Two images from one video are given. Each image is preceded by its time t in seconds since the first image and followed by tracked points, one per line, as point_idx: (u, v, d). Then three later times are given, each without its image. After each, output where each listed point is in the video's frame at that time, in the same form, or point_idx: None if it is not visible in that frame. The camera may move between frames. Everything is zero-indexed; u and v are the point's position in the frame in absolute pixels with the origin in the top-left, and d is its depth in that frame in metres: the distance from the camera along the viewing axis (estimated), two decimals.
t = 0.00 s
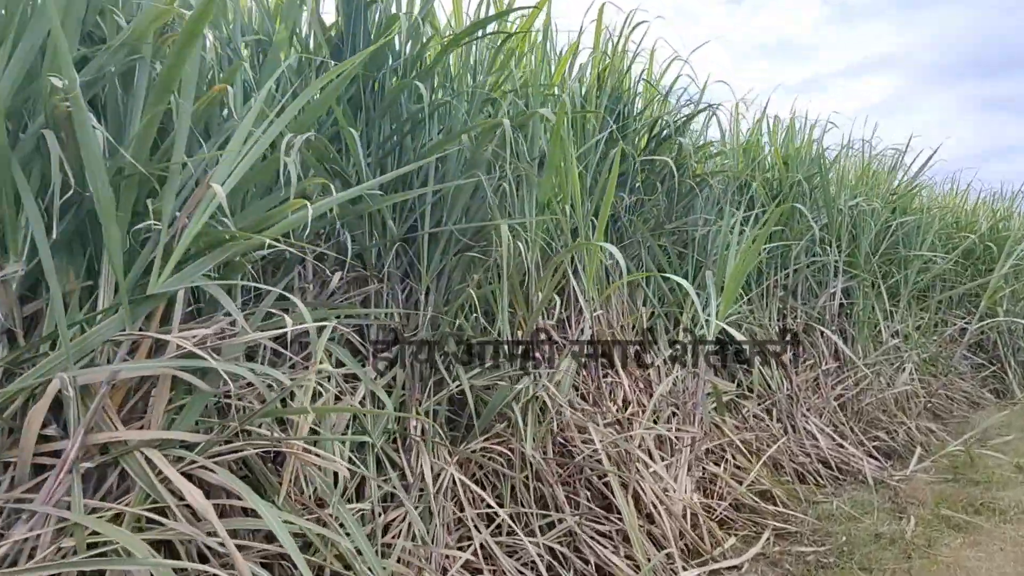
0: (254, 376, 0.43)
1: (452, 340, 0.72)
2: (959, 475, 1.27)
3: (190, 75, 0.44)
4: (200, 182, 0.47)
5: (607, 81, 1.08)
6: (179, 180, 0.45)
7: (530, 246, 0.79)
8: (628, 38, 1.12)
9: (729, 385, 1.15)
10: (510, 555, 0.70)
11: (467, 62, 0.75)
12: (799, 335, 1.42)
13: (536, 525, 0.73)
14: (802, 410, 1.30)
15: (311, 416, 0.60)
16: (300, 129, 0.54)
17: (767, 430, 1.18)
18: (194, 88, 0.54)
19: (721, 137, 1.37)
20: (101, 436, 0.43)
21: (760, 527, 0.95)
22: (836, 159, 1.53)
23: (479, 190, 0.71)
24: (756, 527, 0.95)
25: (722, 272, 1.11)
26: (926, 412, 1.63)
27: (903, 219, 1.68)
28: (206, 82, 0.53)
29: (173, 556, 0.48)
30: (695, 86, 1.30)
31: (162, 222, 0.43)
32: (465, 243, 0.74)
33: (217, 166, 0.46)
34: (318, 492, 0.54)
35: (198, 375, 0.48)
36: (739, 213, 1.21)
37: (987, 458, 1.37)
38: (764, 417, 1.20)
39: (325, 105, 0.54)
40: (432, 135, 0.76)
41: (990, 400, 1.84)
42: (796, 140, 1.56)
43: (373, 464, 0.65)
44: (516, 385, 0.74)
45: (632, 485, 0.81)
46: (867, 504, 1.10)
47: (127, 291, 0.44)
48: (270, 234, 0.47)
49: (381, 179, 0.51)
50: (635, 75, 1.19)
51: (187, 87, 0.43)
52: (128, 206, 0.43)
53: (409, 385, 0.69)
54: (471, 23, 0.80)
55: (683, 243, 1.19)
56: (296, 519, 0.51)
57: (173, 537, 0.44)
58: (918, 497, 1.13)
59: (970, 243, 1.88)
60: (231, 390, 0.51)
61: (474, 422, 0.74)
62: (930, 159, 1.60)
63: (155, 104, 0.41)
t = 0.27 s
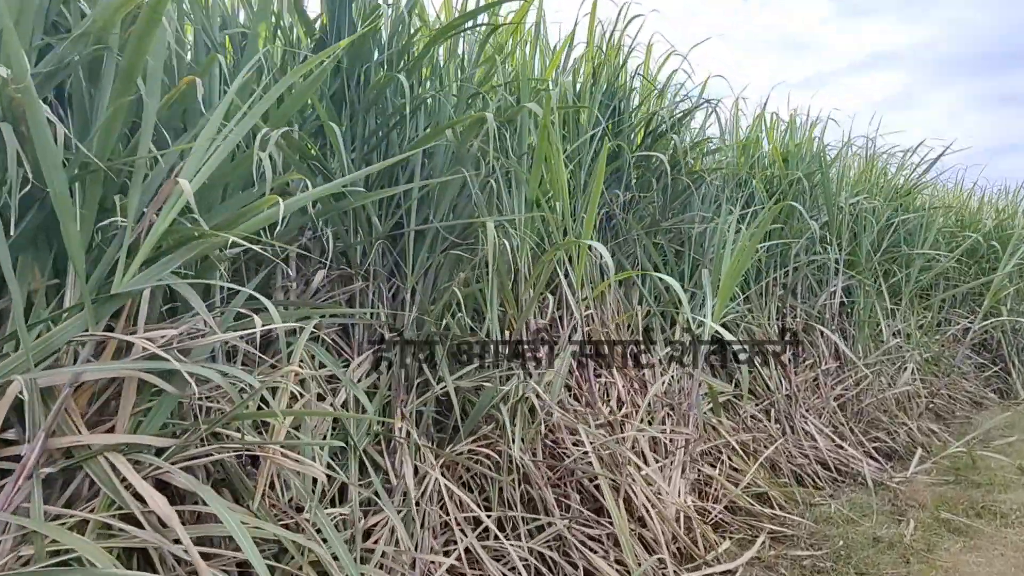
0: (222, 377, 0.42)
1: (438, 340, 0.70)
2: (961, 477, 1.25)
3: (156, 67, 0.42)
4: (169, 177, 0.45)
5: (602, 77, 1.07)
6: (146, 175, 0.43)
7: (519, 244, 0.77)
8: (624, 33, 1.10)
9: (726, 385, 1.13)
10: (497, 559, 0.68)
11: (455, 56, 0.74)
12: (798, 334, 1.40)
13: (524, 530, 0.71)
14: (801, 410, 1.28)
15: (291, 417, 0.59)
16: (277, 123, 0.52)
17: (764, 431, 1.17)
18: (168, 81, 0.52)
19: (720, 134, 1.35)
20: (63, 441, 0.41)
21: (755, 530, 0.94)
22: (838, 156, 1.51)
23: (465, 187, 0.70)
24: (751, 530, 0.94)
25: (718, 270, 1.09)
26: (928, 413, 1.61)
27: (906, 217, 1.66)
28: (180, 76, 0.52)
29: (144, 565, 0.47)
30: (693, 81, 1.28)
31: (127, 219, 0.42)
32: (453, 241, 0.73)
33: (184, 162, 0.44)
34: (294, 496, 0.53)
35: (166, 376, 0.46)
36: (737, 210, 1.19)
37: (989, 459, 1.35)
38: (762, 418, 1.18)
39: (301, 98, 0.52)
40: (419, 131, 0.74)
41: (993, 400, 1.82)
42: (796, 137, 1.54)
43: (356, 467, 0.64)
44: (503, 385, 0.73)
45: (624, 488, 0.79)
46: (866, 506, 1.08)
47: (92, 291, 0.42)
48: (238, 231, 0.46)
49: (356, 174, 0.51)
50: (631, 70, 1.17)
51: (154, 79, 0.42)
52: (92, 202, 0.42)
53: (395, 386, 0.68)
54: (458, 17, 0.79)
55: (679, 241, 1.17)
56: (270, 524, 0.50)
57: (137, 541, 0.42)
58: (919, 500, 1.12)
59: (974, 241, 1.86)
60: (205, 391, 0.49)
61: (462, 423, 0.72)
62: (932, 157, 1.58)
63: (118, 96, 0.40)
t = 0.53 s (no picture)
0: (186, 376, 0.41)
1: (423, 339, 0.69)
2: (964, 479, 1.22)
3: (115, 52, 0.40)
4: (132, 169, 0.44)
5: (597, 70, 1.04)
6: (106, 167, 0.42)
7: (508, 240, 0.75)
8: (619, 26, 1.08)
9: (723, 384, 1.11)
10: (483, 564, 0.67)
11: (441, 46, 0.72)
12: (798, 333, 1.38)
13: (512, 533, 0.69)
14: (800, 410, 1.26)
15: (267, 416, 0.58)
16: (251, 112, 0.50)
17: (762, 432, 1.14)
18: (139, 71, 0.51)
19: (718, 129, 1.33)
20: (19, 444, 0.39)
21: (752, 533, 0.92)
22: (839, 152, 1.49)
23: (450, 182, 0.68)
24: (748, 533, 0.92)
25: (715, 267, 1.07)
26: (931, 412, 1.59)
27: (908, 214, 1.64)
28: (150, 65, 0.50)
29: (111, 570, 0.45)
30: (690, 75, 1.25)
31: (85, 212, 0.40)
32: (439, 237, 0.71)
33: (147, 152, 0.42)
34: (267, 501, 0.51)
35: (131, 376, 0.44)
36: (735, 206, 1.17)
37: (993, 460, 1.33)
38: (760, 418, 1.16)
39: (274, 88, 0.50)
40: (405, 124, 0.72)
41: (997, 400, 1.79)
42: (797, 132, 1.52)
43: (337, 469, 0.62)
44: (490, 384, 0.71)
45: (616, 491, 0.77)
46: (867, 508, 1.06)
47: (49, 288, 0.41)
48: (204, 224, 0.44)
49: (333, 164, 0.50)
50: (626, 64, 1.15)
51: (113, 65, 0.40)
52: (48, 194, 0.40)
53: (378, 385, 0.66)
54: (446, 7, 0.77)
55: (676, 238, 1.15)
56: (242, 529, 0.49)
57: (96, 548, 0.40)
58: (920, 502, 1.09)
59: (977, 238, 1.83)
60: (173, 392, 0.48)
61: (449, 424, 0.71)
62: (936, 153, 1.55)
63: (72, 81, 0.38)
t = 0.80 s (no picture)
0: (132, 380, 0.39)
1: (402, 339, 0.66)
2: (966, 482, 1.19)
3: (53, 39, 0.38)
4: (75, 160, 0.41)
5: (588, 63, 1.02)
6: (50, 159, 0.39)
7: (492, 237, 0.73)
8: (611, 18, 1.05)
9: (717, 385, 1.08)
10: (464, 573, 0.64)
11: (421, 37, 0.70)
12: (796, 332, 1.35)
13: (495, 541, 0.67)
14: (798, 412, 1.23)
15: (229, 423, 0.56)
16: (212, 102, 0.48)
17: (759, 434, 1.12)
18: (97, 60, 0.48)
19: (714, 124, 1.30)
20: None
21: (746, 539, 0.89)
22: (838, 148, 1.46)
23: (430, 176, 0.66)
24: (742, 538, 0.89)
25: (709, 266, 1.04)
26: (932, 413, 1.56)
27: (909, 211, 1.61)
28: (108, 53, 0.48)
29: None
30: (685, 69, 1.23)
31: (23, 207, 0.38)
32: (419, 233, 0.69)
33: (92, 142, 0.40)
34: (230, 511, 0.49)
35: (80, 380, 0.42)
36: (731, 203, 1.15)
37: (995, 463, 1.30)
38: (756, 419, 1.14)
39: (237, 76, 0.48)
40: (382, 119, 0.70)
41: (1000, 400, 1.76)
42: (795, 128, 1.49)
43: (310, 475, 0.60)
44: (472, 386, 0.69)
45: (604, 496, 0.75)
46: (866, 512, 1.03)
47: None
48: (153, 217, 0.42)
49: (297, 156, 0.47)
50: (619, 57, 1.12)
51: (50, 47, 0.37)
52: None
53: (355, 387, 0.64)
54: None
55: (670, 235, 1.12)
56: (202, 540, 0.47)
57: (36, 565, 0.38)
58: (921, 506, 1.07)
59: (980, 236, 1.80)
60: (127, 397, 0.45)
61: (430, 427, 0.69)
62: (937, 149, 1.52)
63: (3, 66, 0.35)
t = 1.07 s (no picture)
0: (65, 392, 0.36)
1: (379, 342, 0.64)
2: (967, 484, 1.17)
3: None
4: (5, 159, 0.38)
5: (578, 57, 0.99)
6: None
7: (474, 235, 0.70)
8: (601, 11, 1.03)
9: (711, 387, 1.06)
10: None
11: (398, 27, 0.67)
12: (793, 332, 1.33)
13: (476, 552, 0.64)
14: (795, 413, 1.20)
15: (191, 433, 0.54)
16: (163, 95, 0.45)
17: (754, 436, 1.09)
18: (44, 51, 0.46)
19: (708, 119, 1.27)
20: None
21: (740, 546, 0.86)
22: (836, 144, 1.43)
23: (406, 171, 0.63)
24: (736, 546, 0.86)
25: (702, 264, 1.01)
26: (933, 414, 1.53)
27: (909, 208, 1.58)
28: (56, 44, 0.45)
29: None
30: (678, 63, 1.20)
31: None
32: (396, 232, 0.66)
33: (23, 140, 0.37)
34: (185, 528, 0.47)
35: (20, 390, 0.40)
36: (725, 200, 1.12)
37: (997, 465, 1.27)
38: (751, 422, 1.11)
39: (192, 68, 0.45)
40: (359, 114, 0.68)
41: (1002, 400, 1.73)
42: (792, 124, 1.47)
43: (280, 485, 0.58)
44: (452, 391, 0.66)
45: (591, 504, 0.72)
46: (864, 517, 1.01)
47: None
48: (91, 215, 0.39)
49: (249, 148, 0.44)
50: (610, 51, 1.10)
51: None
52: None
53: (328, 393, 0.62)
54: None
55: (663, 234, 1.09)
56: (154, 557, 0.45)
57: None
58: (920, 510, 1.04)
59: (981, 233, 1.77)
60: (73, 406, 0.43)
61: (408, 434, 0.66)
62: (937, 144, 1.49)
63: None
